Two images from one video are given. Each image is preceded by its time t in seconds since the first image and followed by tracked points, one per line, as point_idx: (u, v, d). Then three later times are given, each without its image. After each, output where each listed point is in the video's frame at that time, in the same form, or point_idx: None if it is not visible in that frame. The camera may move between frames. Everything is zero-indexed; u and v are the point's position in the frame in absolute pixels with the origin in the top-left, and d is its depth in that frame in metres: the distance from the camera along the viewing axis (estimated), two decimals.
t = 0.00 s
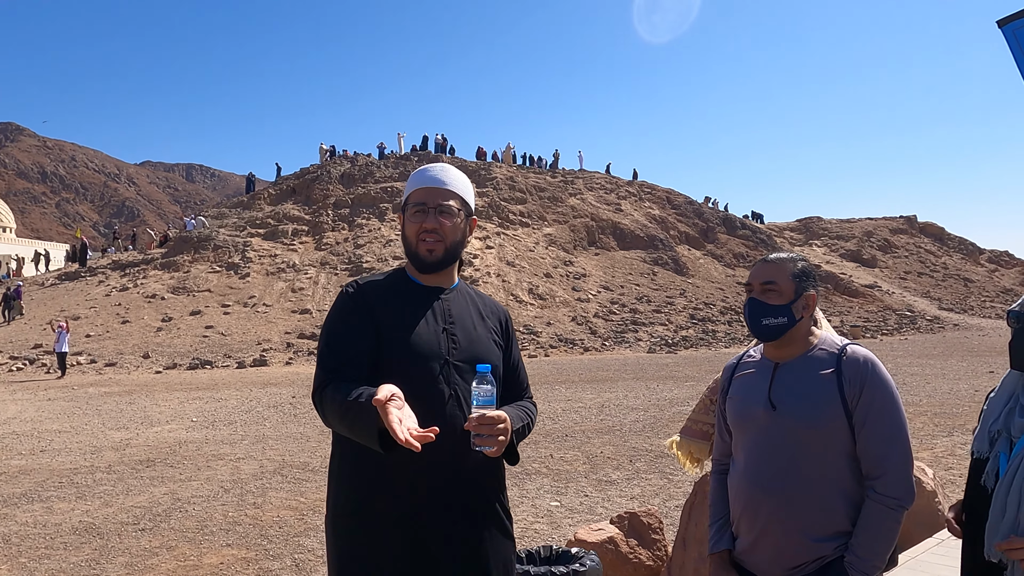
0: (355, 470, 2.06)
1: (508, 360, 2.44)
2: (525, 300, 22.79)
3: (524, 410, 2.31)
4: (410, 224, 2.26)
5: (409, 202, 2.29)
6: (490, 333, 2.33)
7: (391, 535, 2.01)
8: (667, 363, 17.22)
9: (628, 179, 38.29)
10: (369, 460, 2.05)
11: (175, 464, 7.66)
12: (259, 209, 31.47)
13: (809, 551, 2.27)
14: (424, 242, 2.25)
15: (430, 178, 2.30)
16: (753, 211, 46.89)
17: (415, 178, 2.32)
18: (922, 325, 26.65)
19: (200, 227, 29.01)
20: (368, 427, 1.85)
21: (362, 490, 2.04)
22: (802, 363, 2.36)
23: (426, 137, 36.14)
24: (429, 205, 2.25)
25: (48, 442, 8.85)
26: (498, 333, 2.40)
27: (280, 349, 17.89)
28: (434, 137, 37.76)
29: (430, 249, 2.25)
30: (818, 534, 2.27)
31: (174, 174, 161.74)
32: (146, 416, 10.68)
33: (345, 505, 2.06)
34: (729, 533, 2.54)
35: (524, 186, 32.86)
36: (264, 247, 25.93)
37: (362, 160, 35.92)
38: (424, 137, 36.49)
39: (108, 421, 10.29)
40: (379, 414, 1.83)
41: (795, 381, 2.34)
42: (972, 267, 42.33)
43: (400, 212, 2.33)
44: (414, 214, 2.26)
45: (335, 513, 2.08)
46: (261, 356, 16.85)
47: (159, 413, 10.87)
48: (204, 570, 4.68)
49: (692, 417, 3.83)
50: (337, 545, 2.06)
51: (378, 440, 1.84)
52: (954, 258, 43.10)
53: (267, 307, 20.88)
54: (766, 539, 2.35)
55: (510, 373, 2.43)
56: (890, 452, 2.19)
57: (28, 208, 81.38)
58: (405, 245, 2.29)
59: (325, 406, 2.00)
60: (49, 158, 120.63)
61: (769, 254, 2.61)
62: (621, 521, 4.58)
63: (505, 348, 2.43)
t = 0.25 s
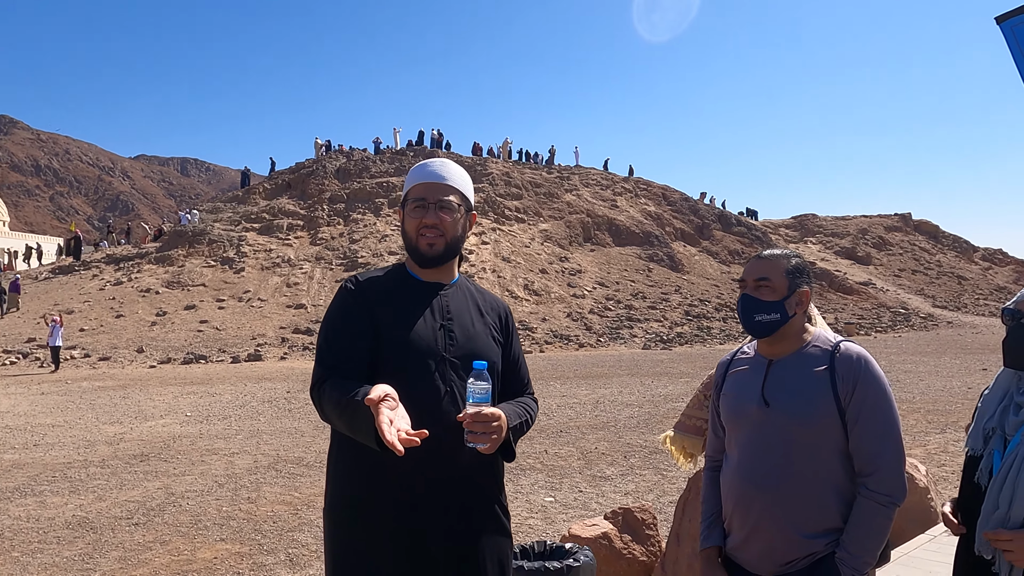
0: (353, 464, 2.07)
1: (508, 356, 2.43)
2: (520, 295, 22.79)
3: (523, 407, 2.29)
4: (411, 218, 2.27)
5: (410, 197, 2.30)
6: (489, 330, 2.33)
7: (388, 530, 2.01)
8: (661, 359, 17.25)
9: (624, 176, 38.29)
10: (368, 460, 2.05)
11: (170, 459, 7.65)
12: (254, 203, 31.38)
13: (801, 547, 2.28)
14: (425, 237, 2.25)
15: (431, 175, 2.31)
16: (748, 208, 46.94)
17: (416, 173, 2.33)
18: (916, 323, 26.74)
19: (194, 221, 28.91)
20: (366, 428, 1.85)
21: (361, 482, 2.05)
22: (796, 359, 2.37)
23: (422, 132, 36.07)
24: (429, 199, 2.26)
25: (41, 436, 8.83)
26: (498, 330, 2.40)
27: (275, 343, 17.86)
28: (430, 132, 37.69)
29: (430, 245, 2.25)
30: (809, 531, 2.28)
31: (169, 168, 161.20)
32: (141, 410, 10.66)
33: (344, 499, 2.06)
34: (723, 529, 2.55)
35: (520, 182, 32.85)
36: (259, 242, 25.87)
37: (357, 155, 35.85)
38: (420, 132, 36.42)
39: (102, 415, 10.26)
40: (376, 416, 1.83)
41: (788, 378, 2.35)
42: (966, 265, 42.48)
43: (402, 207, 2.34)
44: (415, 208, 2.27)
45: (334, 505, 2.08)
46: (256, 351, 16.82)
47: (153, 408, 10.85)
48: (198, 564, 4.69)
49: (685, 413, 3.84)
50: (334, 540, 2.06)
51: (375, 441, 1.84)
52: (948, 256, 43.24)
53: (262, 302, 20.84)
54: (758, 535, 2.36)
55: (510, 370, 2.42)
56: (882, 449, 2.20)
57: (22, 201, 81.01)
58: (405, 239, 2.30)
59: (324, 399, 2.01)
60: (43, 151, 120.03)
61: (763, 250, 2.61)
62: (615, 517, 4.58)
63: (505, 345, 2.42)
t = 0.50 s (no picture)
0: (355, 460, 2.06)
1: (508, 352, 2.42)
2: (517, 290, 22.79)
3: (523, 403, 2.29)
4: (416, 214, 2.25)
5: (414, 193, 2.28)
6: (490, 327, 2.33)
7: (390, 528, 2.01)
8: (658, 354, 17.26)
9: (622, 171, 38.25)
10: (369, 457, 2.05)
11: (166, 451, 7.65)
12: (251, 196, 31.30)
13: (795, 542, 2.29)
14: (430, 234, 2.24)
15: (433, 170, 2.28)
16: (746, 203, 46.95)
17: (418, 169, 2.31)
18: (912, 319, 26.80)
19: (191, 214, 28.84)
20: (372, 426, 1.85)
21: (362, 481, 2.04)
22: (791, 354, 2.37)
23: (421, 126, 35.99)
24: (434, 195, 2.25)
25: (37, 428, 8.82)
26: (499, 326, 2.39)
27: (272, 336, 17.84)
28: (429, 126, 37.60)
29: (436, 242, 2.24)
30: (803, 525, 2.29)
31: (166, 160, 160.76)
32: (137, 402, 10.65)
33: (346, 496, 2.06)
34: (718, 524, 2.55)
35: (518, 176, 32.81)
36: (256, 234, 25.82)
37: (355, 148, 35.77)
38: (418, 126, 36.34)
39: (98, 407, 10.26)
40: (378, 412, 1.82)
41: (783, 373, 2.35)
42: (963, 262, 42.56)
43: (406, 203, 2.32)
44: (420, 205, 2.25)
45: (335, 500, 2.08)
46: (253, 343, 16.80)
47: (150, 400, 10.84)
48: (193, 556, 4.69)
49: (683, 407, 3.85)
50: (336, 536, 2.06)
51: (380, 437, 1.83)
52: (945, 253, 43.29)
53: (259, 295, 20.80)
54: (753, 530, 2.37)
55: (510, 366, 2.42)
56: (876, 444, 2.20)
57: (18, 191, 80.79)
58: (410, 236, 2.28)
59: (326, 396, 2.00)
60: (39, 142, 119.57)
61: (759, 245, 2.61)
62: (611, 511, 4.59)
63: (505, 342, 2.41)
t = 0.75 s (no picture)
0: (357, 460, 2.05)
1: (507, 348, 2.42)
2: (517, 286, 22.79)
3: (523, 396, 2.30)
4: (423, 208, 2.23)
5: (418, 187, 2.26)
6: (489, 323, 2.33)
7: (397, 527, 2.00)
8: (657, 351, 17.28)
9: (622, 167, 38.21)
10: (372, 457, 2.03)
11: (165, 446, 7.65)
12: (250, 191, 31.27)
13: (795, 539, 2.29)
14: (439, 229, 2.22)
15: (440, 166, 2.27)
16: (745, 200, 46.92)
17: (420, 164, 2.29)
18: (911, 316, 26.82)
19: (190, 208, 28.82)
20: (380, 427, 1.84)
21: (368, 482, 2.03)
22: (791, 349, 2.37)
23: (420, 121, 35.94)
24: (442, 191, 2.23)
25: (36, 422, 8.82)
26: (497, 322, 2.40)
27: (271, 331, 17.83)
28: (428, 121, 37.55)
29: (444, 238, 2.23)
30: (801, 521, 2.29)
31: (165, 155, 160.52)
32: (136, 397, 10.65)
33: (350, 496, 2.04)
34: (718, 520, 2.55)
35: (518, 172, 32.80)
36: (255, 229, 25.80)
37: (355, 143, 35.73)
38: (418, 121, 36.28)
39: (97, 402, 10.25)
40: (388, 416, 1.82)
41: (783, 370, 2.35)
42: (962, 259, 42.56)
43: (409, 196, 2.29)
44: (428, 199, 2.23)
45: (338, 501, 2.06)
46: (252, 338, 16.79)
47: (149, 395, 10.84)
48: (192, 551, 4.69)
49: (683, 403, 3.84)
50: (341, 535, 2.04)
51: (387, 438, 1.82)
52: (945, 251, 43.30)
53: (258, 290, 20.79)
54: (751, 526, 2.37)
55: (508, 361, 2.42)
56: (876, 441, 2.20)
57: (17, 186, 80.76)
58: (415, 230, 2.25)
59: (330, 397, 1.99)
60: (38, 136, 119.40)
61: (759, 240, 2.61)
62: (609, 507, 4.60)
63: (504, 335, 2.41)
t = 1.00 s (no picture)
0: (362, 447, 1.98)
1: (506, 340, 2.42)
2: (518, 284, 22.78)
3: (524, 390, 2.29)
4: (456, 206, 2.14)
5: (442, 184, 2.15)
6: (491, 316, 2.32)
7: (402, 521, 1.93)
8: (658, 350, 17.28)
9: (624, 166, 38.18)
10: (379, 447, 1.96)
11: (166, 443, 7.65)
12: (252, 188, 31.29)
13: (797, 538, 2.28)
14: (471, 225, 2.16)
15: (455, 162, 2.19)
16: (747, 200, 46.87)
17: (436, 161, 2.17)
18: (913, 316, 26.78)
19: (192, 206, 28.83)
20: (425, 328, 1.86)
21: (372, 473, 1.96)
22: (793, 348, 2.37)
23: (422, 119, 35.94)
24: (468, 188, 2.17)
25: (37, 419, 8.83)
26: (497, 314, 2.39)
27: (272, 329, 17.84)
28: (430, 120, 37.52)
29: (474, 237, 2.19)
30: (804, 521, 2.28)
31: (167, 152, 160.58)
32: (137, 394, 10.66)
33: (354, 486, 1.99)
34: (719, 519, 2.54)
35: (520, 170, 32.79)
36: (257, 227, 25.82)
37: (357, 141, 35.73)
38: (420, 119, 36.28)
39: (98, 399, 10.27)
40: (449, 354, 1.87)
41: (786, 368, 2.34)
42: (964, 259, 42.50)
43: (428, 193, 2.16)
44: (459, 197, 2.15)
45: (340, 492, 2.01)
46: (253, 336, 16.80)
47: (150, 392, 10.84)
48: (193, 547, 4.70)
49: (683, 402, 3.84)
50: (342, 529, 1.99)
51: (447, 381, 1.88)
52: (947, 251, 43.23)
53: (260, 288, 20.80)
54: (753, 525, 2.36)
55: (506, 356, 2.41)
56: (879, 439, 2.19)
57: (20, 183, 80.88)
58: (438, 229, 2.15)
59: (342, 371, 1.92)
60: (40, 133, 119.52)
61: (762, 239, 2.60)
62: (609, 506, 4.59)
63: (503, 329, 2.41)
